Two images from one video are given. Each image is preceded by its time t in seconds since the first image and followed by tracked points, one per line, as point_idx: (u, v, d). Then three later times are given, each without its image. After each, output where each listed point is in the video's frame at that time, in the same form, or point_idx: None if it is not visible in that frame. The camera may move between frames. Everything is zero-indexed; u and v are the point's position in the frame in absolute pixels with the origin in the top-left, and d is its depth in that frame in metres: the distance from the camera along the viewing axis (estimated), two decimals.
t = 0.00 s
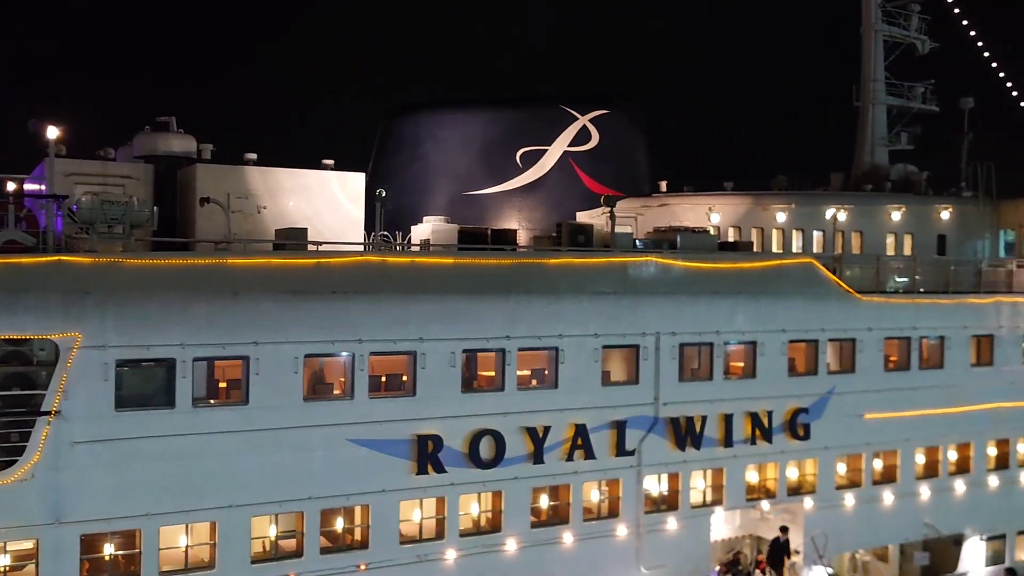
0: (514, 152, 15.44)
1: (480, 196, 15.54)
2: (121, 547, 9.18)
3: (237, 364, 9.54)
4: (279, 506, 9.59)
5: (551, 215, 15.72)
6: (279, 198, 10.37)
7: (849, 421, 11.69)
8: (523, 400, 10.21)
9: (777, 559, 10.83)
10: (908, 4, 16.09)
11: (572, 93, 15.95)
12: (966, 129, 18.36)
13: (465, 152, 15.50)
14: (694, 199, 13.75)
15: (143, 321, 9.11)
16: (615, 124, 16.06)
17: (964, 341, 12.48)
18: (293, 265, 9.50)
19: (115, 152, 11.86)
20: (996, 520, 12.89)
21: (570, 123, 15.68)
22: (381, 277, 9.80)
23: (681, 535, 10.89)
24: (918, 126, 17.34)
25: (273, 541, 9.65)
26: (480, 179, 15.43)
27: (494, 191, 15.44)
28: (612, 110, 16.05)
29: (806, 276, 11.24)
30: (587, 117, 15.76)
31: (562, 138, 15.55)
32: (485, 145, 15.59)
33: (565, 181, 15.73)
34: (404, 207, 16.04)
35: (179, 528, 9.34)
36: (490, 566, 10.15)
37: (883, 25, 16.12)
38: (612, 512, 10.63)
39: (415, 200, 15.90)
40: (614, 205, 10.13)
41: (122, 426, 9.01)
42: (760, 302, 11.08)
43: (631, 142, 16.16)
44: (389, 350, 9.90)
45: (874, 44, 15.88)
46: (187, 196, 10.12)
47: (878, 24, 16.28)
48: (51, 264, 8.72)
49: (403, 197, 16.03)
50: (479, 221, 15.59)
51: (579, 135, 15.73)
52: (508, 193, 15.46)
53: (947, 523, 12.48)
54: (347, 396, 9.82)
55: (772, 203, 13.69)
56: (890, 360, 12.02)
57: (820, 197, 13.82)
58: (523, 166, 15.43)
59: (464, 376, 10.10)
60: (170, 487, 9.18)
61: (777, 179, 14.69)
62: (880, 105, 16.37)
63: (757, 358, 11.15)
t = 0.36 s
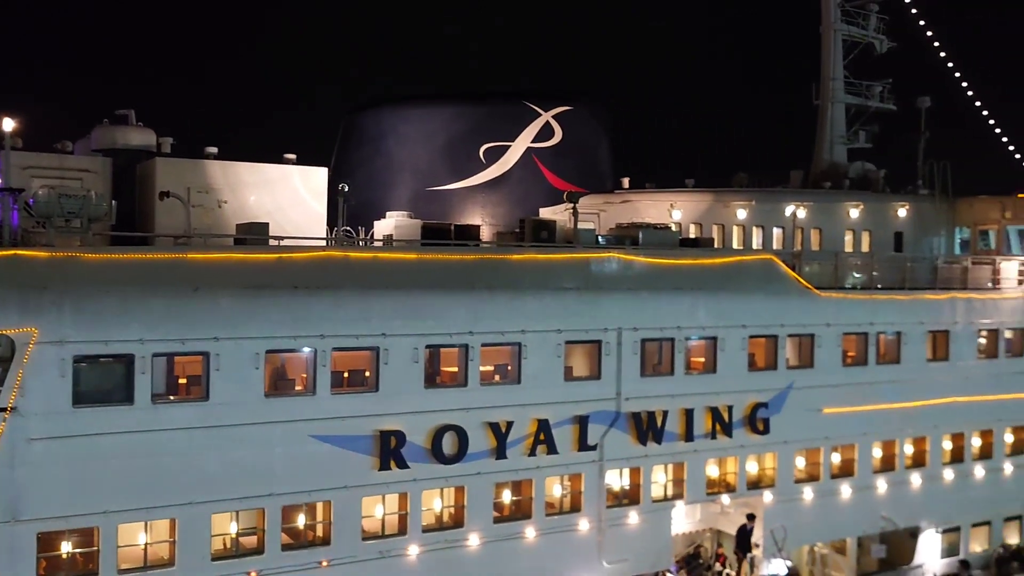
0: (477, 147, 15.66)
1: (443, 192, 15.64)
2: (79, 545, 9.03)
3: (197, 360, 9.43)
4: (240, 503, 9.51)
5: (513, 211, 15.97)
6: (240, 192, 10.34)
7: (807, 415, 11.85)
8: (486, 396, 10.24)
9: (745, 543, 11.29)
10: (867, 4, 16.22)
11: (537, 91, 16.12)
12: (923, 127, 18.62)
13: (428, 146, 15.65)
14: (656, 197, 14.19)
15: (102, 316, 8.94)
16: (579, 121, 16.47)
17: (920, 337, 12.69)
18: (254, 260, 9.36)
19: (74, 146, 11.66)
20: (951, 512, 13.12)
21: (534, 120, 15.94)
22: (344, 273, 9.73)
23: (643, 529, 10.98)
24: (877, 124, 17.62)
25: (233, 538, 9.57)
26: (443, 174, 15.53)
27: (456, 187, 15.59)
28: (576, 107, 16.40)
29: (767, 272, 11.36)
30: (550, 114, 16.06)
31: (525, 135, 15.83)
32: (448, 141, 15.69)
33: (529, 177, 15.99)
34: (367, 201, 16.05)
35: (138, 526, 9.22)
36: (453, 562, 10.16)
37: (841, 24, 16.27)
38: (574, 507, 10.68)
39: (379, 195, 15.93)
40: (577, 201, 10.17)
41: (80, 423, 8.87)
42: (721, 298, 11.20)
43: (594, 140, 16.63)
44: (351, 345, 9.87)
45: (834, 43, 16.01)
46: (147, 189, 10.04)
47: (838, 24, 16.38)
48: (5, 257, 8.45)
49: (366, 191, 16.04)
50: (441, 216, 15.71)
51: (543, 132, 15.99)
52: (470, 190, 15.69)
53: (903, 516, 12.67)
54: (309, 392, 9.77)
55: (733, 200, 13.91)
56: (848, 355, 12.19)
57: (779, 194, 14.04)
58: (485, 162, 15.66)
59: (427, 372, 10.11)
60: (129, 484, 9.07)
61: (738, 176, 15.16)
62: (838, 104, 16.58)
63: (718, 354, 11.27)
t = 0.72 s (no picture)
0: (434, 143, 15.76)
1: (401, 186, 15.70)
2: (28, 545, 8.74)
3: (150, 357, 9.18)
4: (194, 500, 9.32)
5: (469, 207, 16.07)
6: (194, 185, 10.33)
7: (760, 410, 12.02)
8: (443, 391, 10.25)
9: (705, 532, 10.96)
10: (819, 4, 16.51)
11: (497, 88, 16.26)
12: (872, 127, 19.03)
13: (386, 141, 15.69)
14: (612, 192, 14.21)
15: (50, 311, 8.66)
16: (535, 117, 16.61)
17: (870, 332, 12.92)
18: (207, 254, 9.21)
19: (23, 137, 11.44)
20: (900, 504, 13.36)
21: (490, 115, 16.10)
22: (300, 268, 9.65)
23: (598, 523, 11.09)
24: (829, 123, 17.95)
25: (187, 536, 9.40)
26: (400, 169, 15.59)
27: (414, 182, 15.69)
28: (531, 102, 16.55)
29: (722, 268, 11.54)
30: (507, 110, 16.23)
31: (481, 130, 15.99)
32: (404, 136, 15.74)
33: (486, 173, 16.14)
34: (324, 196, 15.92)
35: (89, 524, 9.01)
36: (409, 558, 10.16)
37: (795, 23, 16.42)
38: (530, 501, 10.77)
39: (336, 190, 15.83)
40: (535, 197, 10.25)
41: (28, 421, 8.58)
42: (676, 293, 11.34)
43: (551, 136, 16.81)
44: (307, 341, 9.78)
45: (787, 42, 16.20)
46: (98, 181, 9.94)
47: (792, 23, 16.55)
48: None
49: (323, 185, 15.93)
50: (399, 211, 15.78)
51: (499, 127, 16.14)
52: (428, 186, 15.83)
53: (854, 508, 12.90)
54: (265, 388, 9.64)
55: (689, 196, 14.08)
56: (800, 350, 12.38)
57: (733, 190, 14.21)
58: (444, 157, 15.78)
59: (384, 367, 10.08)
60: (79, 483, 8.80)
61: (693, 173, 15.34)
62: (792, 102, 16.70)
63: (673, 349, 11.39)
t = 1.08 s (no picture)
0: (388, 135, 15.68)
1: (357, 178, 15.66)
2: None
3: (99, 350, 9.01)
4: (145, 496, 9.15)
5: (423, 200, 16.13)
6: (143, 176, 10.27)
7: (712, 401, 12.18)
8: (397, 384, 10.26)
9: (667, 520, 11.08)
10: None
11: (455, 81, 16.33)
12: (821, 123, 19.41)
13: (340, 134, 15.59)
14: (566, 185, 14.26)
15: None
16: (488, 110, 16.62)
17: (819, 324, 13.13)
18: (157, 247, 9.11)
19: None
20: (848, 494, 13.59)
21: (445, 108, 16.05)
22: (251, 260, 9.58)
23: (552, 514, 11.17)
24: (780, 117, 18.26)
25: (138, 532, 9.25)
26: (355, 162, 15.54)
27: (368, 174, 15.63)
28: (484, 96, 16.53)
29: (674, 261, 11.73)
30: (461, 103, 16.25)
31: (436, 123, 15.98)
32: (358, 128, 15.66)
33: (439, 165, 16.13)
34: (279, 189, 15.84)
35: (36, 521, 8.76)
36: (363, 551, 10.14)
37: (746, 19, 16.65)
38: (485, 494, 10.80)
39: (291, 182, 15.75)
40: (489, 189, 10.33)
41: None
42: (629, 286, 11.45)
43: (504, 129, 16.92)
44: (260, 334, 9.67)
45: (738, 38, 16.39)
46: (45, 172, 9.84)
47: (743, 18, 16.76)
48: None
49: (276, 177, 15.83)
50: (354, 203, 15.79)
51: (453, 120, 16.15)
52: (382, 178, 15.73)
53: (803, 498, 13.11)
54: (216, 381, 9.49)
55: (642, 190, 14.15)
56: (751, 342, 12.56)
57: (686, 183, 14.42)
58: (399, 150, 15.73)
59: (338, 360, 10.04)
60: (25, 479, 8.56)
61: (645, 168, 15.45)
62: (744, 96, 16.97)
63: (626, 342, 11.50)
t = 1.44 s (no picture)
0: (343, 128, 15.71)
1: (311, 172, 15.75)
2: None
3: (46, 344, 8.82)
4: (94, 492, 8.99)
5: (377, 192, 16.30)
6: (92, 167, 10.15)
7: (665, 393, 12.33)
8: (351, 377, 10.25)
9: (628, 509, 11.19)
10: None
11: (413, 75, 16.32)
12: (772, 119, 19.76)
13: (294, 126, 15.61)
14: (520, 179, 14.62)
15: None
16: (445, 104, 16.77)
17: (770, 317, 13.36)
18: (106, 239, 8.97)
19: None
20: (797, 484, 13.84)
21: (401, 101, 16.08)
22: (202, 253, 9.49)
23: (506, 507, 11.25)
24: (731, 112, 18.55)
25: (87, 528, 9.10)
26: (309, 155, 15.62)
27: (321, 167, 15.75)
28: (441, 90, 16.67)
29: (626, 254, 11.89)
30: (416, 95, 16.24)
31: (391, 116, 15.97)
32: (313, 121, 15.67)
33: (394, 158, 16.22)
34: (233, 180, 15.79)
35: None
36: (317, 545, 10.12)
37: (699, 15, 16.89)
38: (439, 487, 10.85)
39: (245, 174, 15.73)
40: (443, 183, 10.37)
41: None
42: (582, 279, 11.58)
43: (461, 121, 16.85)
44: (212, 328, 9.58)
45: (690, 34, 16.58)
46: None
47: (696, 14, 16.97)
48: None
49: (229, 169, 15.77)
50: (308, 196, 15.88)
51: (409, 113, 16.17)
52: (336, 171, 15.90)
53: (754, 488, 13.33)
54: (166, 376, 9.37)
55: (595, 183, 14.51)
56: (702, 335, 12.73)
57: (640, 177, 14.63)
58: (353, 143, 15.80)
59: (292, 354, 10.00)
60: None
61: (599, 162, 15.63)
62: (696, 92, 17.21)
63: (580, 335, 11.61)
